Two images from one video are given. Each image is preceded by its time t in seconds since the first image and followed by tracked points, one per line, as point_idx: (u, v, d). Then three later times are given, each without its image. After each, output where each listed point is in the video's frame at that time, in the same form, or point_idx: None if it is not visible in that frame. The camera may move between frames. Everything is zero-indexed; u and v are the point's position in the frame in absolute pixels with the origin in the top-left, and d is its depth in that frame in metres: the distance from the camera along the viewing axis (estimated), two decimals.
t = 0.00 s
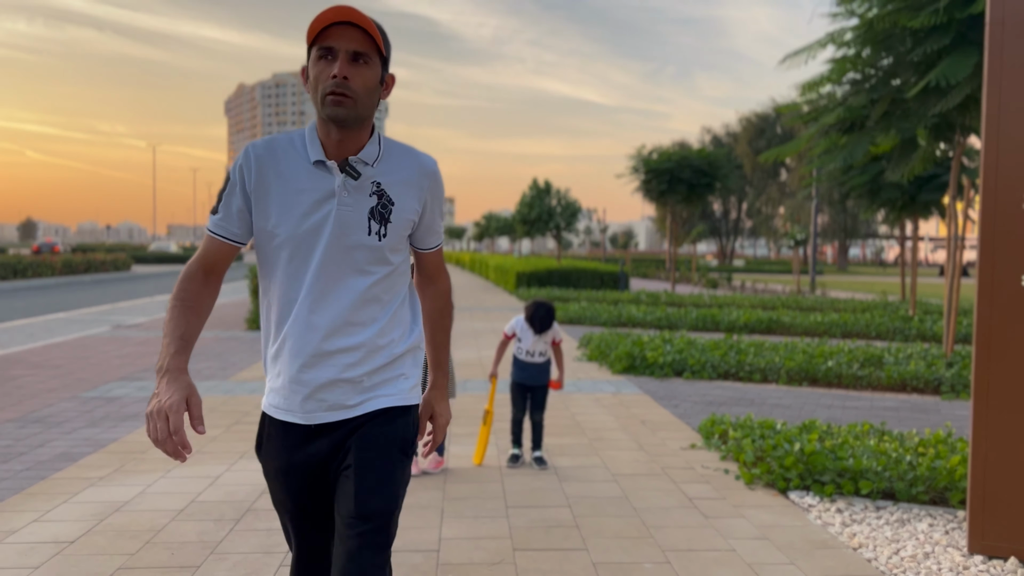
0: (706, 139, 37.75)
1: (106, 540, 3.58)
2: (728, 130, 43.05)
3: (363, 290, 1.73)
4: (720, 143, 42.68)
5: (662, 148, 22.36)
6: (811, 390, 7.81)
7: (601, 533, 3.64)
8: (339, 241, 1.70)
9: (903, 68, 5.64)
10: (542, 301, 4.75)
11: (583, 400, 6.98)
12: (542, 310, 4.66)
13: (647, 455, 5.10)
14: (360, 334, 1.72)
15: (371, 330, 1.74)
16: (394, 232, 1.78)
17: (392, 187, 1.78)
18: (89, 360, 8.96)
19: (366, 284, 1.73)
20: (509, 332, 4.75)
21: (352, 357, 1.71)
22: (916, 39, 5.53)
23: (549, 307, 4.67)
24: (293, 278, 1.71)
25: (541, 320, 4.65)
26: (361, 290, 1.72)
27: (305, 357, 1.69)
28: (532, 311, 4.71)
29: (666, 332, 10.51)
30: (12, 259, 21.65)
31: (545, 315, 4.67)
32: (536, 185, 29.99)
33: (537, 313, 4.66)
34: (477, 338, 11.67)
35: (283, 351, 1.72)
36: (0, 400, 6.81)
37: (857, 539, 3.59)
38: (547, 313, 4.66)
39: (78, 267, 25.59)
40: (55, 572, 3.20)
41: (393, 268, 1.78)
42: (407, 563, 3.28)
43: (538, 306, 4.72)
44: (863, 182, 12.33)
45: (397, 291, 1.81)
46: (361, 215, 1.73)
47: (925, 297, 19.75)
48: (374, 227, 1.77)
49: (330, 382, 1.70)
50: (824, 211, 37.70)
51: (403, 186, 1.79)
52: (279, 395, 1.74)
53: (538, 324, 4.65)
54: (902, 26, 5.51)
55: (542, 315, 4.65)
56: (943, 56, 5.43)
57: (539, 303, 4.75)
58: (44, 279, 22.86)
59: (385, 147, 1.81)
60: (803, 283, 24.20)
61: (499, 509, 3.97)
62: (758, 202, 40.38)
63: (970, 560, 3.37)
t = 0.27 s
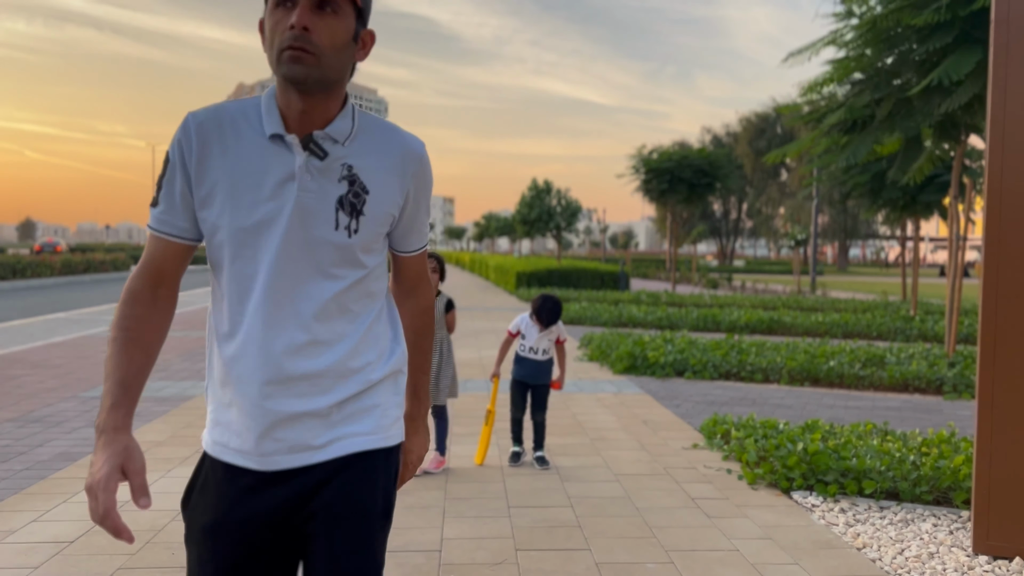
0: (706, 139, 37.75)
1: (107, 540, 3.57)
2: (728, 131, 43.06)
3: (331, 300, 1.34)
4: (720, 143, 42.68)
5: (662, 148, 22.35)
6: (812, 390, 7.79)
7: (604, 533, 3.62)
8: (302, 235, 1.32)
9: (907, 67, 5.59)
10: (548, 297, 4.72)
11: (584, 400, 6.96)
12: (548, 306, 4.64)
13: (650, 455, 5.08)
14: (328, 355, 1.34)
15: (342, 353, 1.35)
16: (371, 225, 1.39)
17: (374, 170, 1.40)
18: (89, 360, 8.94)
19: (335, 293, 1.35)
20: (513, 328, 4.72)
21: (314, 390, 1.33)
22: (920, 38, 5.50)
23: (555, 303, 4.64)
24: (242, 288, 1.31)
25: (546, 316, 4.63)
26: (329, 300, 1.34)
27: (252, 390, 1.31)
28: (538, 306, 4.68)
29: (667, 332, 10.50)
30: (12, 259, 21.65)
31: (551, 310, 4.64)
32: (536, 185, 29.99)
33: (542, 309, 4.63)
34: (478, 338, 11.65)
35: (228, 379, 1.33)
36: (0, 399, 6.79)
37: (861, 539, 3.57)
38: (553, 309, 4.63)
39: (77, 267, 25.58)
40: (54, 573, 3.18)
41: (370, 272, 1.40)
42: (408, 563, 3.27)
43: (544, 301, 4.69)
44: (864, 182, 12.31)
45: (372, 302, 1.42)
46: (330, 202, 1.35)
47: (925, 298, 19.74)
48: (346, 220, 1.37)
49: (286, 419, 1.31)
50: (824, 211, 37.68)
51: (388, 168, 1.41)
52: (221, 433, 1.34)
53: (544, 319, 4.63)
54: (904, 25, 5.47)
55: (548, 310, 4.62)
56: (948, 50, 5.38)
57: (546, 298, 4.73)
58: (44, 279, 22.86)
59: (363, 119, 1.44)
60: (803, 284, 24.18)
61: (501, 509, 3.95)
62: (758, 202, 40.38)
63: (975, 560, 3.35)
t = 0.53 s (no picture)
0: (707, 138, 37.70)
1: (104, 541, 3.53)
2: (729, 130, 43.03)
3: (259, 306, 1.03)
4: (720, 142, 42.64)
5: (662, 147, 22.29)
6: (815, 389, 7.75)
7: (606, 533, 3.58)
8: (220, 220, 1.02)
9: (912, 63, 5.36)
10: (549, 291, 4.68)
11: (585, 399, 6.92)
12: (549, 301, 4.59)
13: (652, 454, 5.04)
14: (251, 379, 1.04)
15: (272, 376, 1.05)
16: (313, 199, 1.07)
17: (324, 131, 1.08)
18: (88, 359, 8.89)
19: (266, 297, 1.04)
20: (513, 326, 4.67)
21: (228, 430, 1.03)
22: (925, 33, 5.25)
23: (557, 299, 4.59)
24: (147, 295, 1.05)
25: (547, 312, 4.59)
26: (255, 305, 1.03)
27: (153, 427, 1.04)
28: (538, 302, 4.64)
29: (668, 331, 10.45)
30: (10, 259, 21.59)
31: (551, 306, 4.59)
32: (536, 184, 29.94)
33: (543, 305, 4.59)
34: (478, 338, 11.60)
35: (128, 414, 1.07)
36: None
37: (866, 539, 3.54)
38: (554, 305, 4.59)
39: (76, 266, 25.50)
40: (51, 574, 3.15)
41: (317, 269, 1.08)
42: (409, 563, 3.24)
43: (545, 296, 4.64)
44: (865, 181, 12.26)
45: (323, 307, 1.11)
46: (262, 174, 1.04)
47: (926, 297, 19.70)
48: (283, 193, 1.06)
49: (201, 463, 1.02)
50: (824, 210, 37.63)
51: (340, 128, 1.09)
52: (124, 471, 1.07)
53: (545, 316, 4.59)
54: (910, 18, 5.22)
55: (548, 306, 4.58)
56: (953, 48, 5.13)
57: (547, 292, 4.68)
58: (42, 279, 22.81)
59: (305, 61, 1.12)
60: (804, 283, 24.13)
61: (502, 508, 3.91)
62: (758, 201, 40.33)
63: (981, 560, 3.31)
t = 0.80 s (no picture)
0: (705, 138, 37.69)
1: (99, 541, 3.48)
2: (727, 129, 43.03)
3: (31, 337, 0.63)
4: (718, 142, 42.63)
5: (661, 146, 22.24)
6: (815, 387, 7.70)
7: (606, 533, 3.54)
8: None
9: (915, 56, 5.32)
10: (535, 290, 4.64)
11: (584, 398, 6.88)
12: (536, 300, 4.56)
13: (651, 453, 4.99)
14: (12, 465, 0.63)
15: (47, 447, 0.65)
16: (134, 167, 0.67)
17: (154, 53, 0.67)
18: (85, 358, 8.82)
19: (47, 320, 0.64)
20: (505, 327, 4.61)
21: None
22: (928, 27, 5.19)
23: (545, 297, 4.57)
24: None
25: (537, 311, 4.55)
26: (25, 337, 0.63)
27: None
28: (526, 302, 4.60)
29: (667, 330, 10.40)
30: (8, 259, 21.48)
31: (540, 304, 4.56)
32: (534, 184, 29.88)
33: (531, 305, 4.55)
34: (476, 337, 11.55)
35: None
36: None
37: (870, 539, 3.49)
38: (542, 303, 4.56)
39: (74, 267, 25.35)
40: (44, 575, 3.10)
41: (135, 279, 0.67)
42: (407, 564, 3.19)
43: (532, 295, 4.61)
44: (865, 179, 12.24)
45: (153, 338, 0.70)
46: (43, 121, 0.65)
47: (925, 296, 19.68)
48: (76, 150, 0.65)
49: None
50: (823, 210, 37.63)
51: (180, 49, 0.68)
52: None
53: (535, 315, 4.55)
54: (914, 12, 5.14)
55: (537, 305, 4.54)
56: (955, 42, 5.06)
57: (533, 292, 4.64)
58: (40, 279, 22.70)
59: None
60: (802, 282, 24.10)
61: (501, 508, 3.86)
62: (756, 201, 40.34)
63: (987, 560, 3.27)
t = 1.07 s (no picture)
0: (704, 137, 37.63)
1: (85, 547, 3.38)
2: (726, 129, 42.98)
3: None
4: (717, 141, 42.58)
5: (660, 146, 22.16)
6: (817, 387, 7.61)
7: (607, 537, 3.44)
8: None
9: (922, 45, 5.21)
10: (514, 293, 4.53)
11: (584, 398, 6.79)
12: (517, 304, 4.46)
13: (652, 454, 4.91)
14: None
15: None
16: None
17: None
18: (79, 360, 8.70)
19: None
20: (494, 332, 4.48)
21: None
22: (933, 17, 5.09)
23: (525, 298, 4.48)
24: None
25: (523, 313, 4.44)
26: None
27: None
28: (507, 308, 4.49)
29: (667, 330, 10.31)
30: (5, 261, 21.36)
31: (523, 307, 4.46)
32: (533, 183, 29.79)
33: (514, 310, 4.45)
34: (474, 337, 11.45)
35: None
36: None
37: (878, 543, 3.40)
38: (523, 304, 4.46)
39: (73, 268, 25.23)
40: None
41: None
42: (401, 571, 3.09)
43: (511, 300, 4.51)
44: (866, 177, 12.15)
45: None
46: None
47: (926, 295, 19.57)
48: None
49: None
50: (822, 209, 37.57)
51: None
52: None
53: (522, 318, 4.44)
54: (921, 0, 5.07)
55: (521, 308, 4.44)
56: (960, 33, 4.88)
57: (512, 297, 4.53)
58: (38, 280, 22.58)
59: None
60: (802, 281, 24.02)
61: (499, 512, 3.77)
62: (756, 201, 40.27)
63: (999, 565, 3.18)
